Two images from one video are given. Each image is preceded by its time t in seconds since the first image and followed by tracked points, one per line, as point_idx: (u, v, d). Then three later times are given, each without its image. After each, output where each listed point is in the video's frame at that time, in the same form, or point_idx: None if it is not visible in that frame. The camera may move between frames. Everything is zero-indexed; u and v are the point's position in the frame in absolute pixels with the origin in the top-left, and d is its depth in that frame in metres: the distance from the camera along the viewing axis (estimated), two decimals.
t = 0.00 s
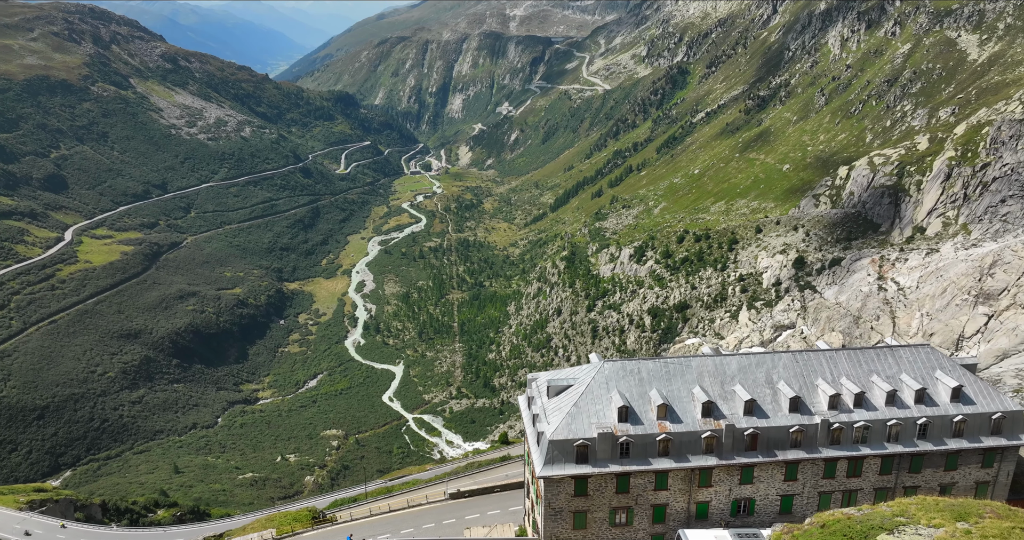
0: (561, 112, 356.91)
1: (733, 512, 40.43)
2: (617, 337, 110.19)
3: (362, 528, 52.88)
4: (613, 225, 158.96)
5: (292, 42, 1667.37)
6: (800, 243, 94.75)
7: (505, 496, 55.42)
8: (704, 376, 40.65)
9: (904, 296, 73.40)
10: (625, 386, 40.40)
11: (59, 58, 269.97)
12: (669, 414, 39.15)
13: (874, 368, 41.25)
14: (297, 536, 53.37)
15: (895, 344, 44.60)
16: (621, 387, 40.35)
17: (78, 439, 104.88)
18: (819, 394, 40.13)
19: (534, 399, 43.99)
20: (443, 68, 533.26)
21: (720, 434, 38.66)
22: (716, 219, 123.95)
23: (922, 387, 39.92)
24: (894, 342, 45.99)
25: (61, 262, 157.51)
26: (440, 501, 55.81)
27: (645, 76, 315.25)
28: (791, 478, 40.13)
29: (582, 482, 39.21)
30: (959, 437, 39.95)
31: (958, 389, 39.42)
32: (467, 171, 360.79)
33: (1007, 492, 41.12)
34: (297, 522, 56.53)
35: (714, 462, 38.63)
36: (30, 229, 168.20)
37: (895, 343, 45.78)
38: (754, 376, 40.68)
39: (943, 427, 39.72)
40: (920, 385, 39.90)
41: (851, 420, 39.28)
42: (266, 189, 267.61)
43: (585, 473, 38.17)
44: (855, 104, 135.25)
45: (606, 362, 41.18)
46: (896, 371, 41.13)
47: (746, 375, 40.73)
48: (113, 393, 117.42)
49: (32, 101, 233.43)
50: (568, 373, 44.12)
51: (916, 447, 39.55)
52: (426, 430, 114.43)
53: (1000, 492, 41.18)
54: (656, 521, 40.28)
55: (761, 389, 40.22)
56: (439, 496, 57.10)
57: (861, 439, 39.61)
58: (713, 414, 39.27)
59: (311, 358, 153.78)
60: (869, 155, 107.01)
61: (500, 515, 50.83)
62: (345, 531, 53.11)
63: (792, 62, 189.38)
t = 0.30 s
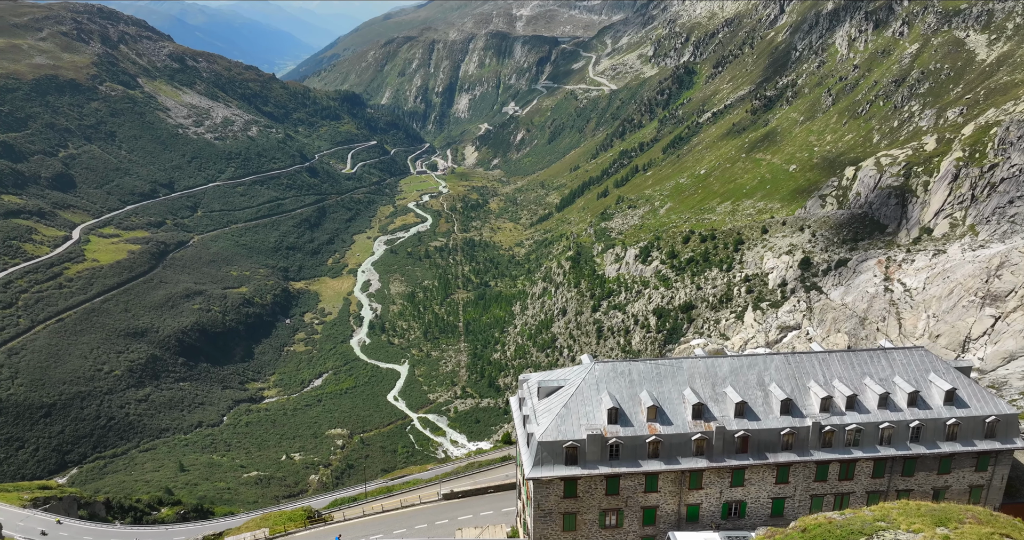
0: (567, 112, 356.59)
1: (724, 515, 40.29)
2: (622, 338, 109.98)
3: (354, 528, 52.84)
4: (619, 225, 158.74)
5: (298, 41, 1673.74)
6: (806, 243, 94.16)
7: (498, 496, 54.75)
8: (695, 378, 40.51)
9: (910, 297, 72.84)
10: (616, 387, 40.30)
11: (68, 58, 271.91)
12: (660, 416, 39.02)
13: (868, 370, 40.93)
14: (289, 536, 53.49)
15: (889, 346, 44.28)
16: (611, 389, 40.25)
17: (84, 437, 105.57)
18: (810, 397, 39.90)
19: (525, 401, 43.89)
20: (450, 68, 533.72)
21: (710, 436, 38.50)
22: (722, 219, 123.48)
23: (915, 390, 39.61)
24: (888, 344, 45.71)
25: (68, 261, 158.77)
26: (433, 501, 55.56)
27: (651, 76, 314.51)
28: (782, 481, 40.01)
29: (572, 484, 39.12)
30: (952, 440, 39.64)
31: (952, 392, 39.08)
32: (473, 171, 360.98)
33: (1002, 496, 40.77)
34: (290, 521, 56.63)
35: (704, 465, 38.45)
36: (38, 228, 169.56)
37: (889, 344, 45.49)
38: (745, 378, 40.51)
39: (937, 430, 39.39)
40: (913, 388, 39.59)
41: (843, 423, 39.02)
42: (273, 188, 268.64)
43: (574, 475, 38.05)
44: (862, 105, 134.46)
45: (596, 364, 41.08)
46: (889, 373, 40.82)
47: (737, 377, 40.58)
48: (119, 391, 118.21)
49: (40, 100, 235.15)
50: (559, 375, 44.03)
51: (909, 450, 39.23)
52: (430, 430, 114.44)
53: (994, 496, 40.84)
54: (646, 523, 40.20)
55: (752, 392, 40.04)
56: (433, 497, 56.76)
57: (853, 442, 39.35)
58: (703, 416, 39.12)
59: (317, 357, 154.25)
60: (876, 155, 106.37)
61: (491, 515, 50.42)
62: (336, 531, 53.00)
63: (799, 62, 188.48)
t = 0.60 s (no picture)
0: (574, 112, 356.12)
1: (715, 518, 40.14)
2: (627, 338, 109.68)
3: (346, 528, 53.03)
4: (625, 225, 158.56)
5: (306, 42, 1679.50)
6: (812, 245, 93.63)
7: (491, 497, 54.50)
8: (687, 380, 40.42)
9: (916, 298, 72.43)
10: (606, 389, 40.17)
11: (76, 58, 273.81)
12: (650, 417, 38.89)
13: (860, 373, 40.69)
14: (282, 536, 53.59)
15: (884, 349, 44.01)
16: (601, 390, 40.14)
17: (91, 435, 106.25)
18: (802, 400, 39.68)
19: (516, 402, 43.81)
20: (456, 68, 534.11)
21: (701, 439, 38.38)
22: (728, 220, 123.01)
23: (908, 393, 39.32)
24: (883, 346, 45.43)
25: (76, 259, 159.90)
26: (427, 502, 55.48)
27: (658, 76, 313.69)
28: (773, 484, 39.80)
29: (562, 485, 39.02)
30: (946, 443, 39.34)
31: (945, 395, 38.77)
32: (480, 171, 361.10)
33: (997, 500, 40.40)
34: (284, 521, 56.79)
35: (694, 467, 38.36)
36: (47, 226, 170.97)
37: (884, 347, 45.20)
38: (736, 380, 40.36)
39: (930, 433, 39.08)
40: (906, 391, 39.31)
41: (834, 426, 38.81)
42: (279, 188, 269.63)
43: (564, 477, 37.94)
44: (869, 105, 133.73)
45: (587, 366, 40.95)
46: (882, 376, 40.55)
47: (729, 379, 40.41)
48: (126, 390, 119.00)
49: (49, 99, 236.94)
50: (550, 376, 43.92)
51: (901, 454, 38.95)
52: (435, 429, 114.48)
53: (988, 500, 40.47)
54: (637, 526, 40.05)
55: (743, 394, 39.85)
56: (426, 497, 56.63)
57: (845, 444, 39.10)
58: (694, 418, 38.97)
59: (322, 356, 154.80)
60: (883, 156, 105.74)
61: (484, 517, 50.24)
62: (327, 531, 53.16)
63: (806, 62, 187.61)
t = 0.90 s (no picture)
0: (580, 112, 355.52)
1: (706, 520, 40.05)
2: (632, 338, 109.23)
3: (340, 528, 52.81)
4: (631, 226, 158.25)
5: (313, 42, 1685.62)
6: (818, 245, 93.10)
7: (484, 498, 54.47)
8: (678, 381, 40.23)
9: (923, 299, 71.97)
10: (597, 390, 40.02)
11: (85, 58, 275.75)
12: (640, 419, 38.71)
13: (853, 375, 40.44)
14: (275, 536, 53.47)
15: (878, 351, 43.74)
16: (591, 392, 39.99)
17: (97, 432, 107.08)
18: (794, 402, 39.47)
19: (507, 402, 43.69)
20: (462, 67, 534.46)
21: (691, 441, 38.19)
22: (734, 220, 122.55)
23: (902, 395, 39.08)
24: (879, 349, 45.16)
25: (84, 258, 161.06)
26: (420, 502, 55.32)
27: (664, 76, 312.79)
28: (765, 487, 39.69)
29: (552, 487, 38.93)
30: (939, 447, 39.09)
31: (938, 398, 38.56)
32: (486, 171, 361.11)
33: (991, 504, 40.04)
34: (278, 521, 56.57)
35: (684, 469, 38.19)
36: (55, 225, 172.36)
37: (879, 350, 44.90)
38: (728, 382, 40.16)
39: (923, 436, 38.86)
40: (899, 394, 39.06)
41: (827, 428, 38.54)
42: (286, 187, 270.56)
43: (553, 478, 37.82)
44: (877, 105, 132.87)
45: (577, 366, 40.81)
46: (875, 379, 40.29)
47: (720, 381, 40.22)
48: (132, 388, 119.66)
49: (58, 99, 238.70)
50: (541, 377, 43.76)
51: (894, 457, 38.70)
52: (440, 429, 114.70)
53: (982, 504, 40.09)
54: (627, 528, 39.98)
55: (734, 396, 39.68)
56: (419, 498, 56.47)
57: (837, 448, 38.84)
58: (685, 420, 38.76)
59: (328, 356, 155.32)
60: (889, 156, 105.05)
61: (477, 518, 50.10)
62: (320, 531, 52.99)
63: (814, 62, 186.59)
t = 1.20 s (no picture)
0: (586, 112, 355.13)
1: (696, 523, 39.88)
2: (638, 339, 108.76)
3: (333, 529, 52.66)
4: (636, 226, 158.08)
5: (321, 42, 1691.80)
6: (824, 246, 92.53)
7: (478, 499, 54.38)
8: (668, 384, 40.09)
9: (930, 301, 71.48)
10: (586, 392, 39.91)
11: (93, 58, 277.72)
12: (629, 421, 38.60)
13: (846, 378, 40.25)
14: (267, 536, 53.46)
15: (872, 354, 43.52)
16: (581, 394, 39.85)
17: (104, 431, 107.81)
18: (785, 405, 39.33)
19: (497, 404, 43.71)
20: (469, 67, 534.84)
21: (681, 444, 38.06)
22: (740, 221, 122.12)
23: (894, 399, 38.87)
24: (873, 352, 44.96)
25: (91, 257, 162.19)
26: (413, 503, 55.20)
27: (671, 76, 311.97)
28: (755, 490, 39.37)
29: (540, 489, 38.83)
30: (932, 450, 38.93)
31: (931, 402, 38.40)
32: (492, 171, 361.30)
33: (985, 509, 39.88)
34: (272, 521, 56.60)
35: (673, 472, 38.03)
36: (63, 225, 173.65)
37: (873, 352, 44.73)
38: (719, 385, 40.03)
39: (916, 440, 38.65)
40: (891, 397, 38.88)
41: (818, 432, 38.38)
42: (292, 187, 271.48)
43: (541, 480, 37.78)
44: (884, 105, 132.11)
45: (567, 368, 40.70)
46: (868, 382, 40.08)
47: (711, 384, 40.10)
48: (139, 386, 120.39)
49: (66, 99, 240.41)
50: (531, 379, 43.75)
51: (886, 461, 38.51)
52: (445, 428, 114.88)
53: (976, 509, 39.95)
54: (617, 531, 39.89)
55: (725, 399, 39.54)
56: (413, 499, 56.35)
57: (828, 451, 38.68)
58: (675, 423, 38.60)
59: (333, 355, 155.76)
60: (896, 157, 104.32)
61: (469, 519, 49.99)
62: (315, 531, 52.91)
63: (821, 62, 185.72)
